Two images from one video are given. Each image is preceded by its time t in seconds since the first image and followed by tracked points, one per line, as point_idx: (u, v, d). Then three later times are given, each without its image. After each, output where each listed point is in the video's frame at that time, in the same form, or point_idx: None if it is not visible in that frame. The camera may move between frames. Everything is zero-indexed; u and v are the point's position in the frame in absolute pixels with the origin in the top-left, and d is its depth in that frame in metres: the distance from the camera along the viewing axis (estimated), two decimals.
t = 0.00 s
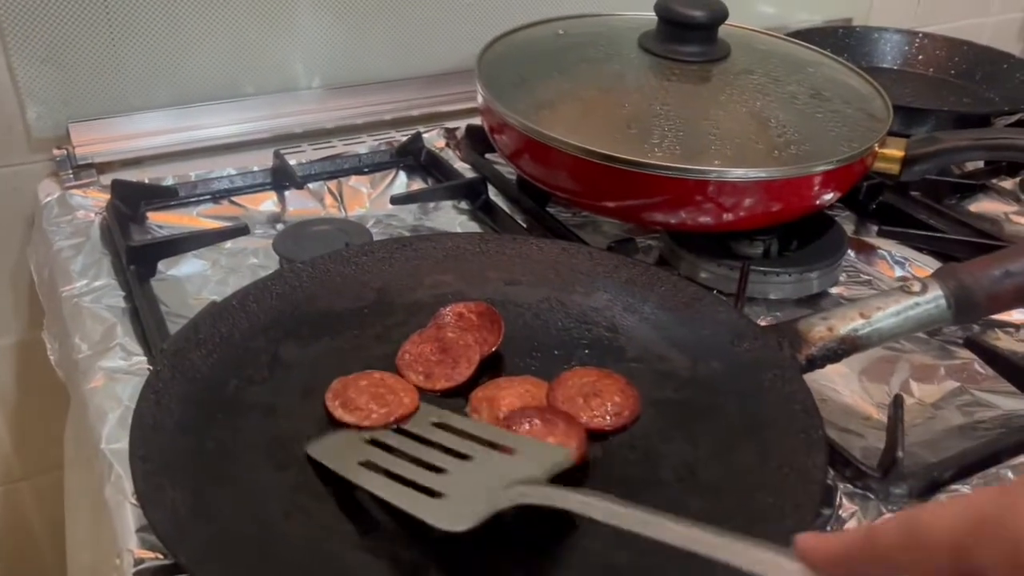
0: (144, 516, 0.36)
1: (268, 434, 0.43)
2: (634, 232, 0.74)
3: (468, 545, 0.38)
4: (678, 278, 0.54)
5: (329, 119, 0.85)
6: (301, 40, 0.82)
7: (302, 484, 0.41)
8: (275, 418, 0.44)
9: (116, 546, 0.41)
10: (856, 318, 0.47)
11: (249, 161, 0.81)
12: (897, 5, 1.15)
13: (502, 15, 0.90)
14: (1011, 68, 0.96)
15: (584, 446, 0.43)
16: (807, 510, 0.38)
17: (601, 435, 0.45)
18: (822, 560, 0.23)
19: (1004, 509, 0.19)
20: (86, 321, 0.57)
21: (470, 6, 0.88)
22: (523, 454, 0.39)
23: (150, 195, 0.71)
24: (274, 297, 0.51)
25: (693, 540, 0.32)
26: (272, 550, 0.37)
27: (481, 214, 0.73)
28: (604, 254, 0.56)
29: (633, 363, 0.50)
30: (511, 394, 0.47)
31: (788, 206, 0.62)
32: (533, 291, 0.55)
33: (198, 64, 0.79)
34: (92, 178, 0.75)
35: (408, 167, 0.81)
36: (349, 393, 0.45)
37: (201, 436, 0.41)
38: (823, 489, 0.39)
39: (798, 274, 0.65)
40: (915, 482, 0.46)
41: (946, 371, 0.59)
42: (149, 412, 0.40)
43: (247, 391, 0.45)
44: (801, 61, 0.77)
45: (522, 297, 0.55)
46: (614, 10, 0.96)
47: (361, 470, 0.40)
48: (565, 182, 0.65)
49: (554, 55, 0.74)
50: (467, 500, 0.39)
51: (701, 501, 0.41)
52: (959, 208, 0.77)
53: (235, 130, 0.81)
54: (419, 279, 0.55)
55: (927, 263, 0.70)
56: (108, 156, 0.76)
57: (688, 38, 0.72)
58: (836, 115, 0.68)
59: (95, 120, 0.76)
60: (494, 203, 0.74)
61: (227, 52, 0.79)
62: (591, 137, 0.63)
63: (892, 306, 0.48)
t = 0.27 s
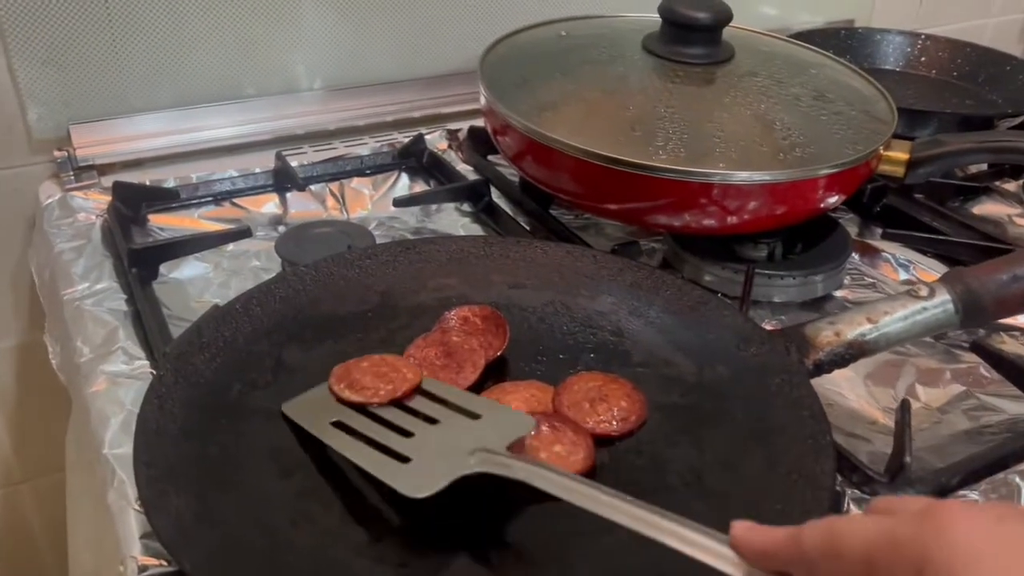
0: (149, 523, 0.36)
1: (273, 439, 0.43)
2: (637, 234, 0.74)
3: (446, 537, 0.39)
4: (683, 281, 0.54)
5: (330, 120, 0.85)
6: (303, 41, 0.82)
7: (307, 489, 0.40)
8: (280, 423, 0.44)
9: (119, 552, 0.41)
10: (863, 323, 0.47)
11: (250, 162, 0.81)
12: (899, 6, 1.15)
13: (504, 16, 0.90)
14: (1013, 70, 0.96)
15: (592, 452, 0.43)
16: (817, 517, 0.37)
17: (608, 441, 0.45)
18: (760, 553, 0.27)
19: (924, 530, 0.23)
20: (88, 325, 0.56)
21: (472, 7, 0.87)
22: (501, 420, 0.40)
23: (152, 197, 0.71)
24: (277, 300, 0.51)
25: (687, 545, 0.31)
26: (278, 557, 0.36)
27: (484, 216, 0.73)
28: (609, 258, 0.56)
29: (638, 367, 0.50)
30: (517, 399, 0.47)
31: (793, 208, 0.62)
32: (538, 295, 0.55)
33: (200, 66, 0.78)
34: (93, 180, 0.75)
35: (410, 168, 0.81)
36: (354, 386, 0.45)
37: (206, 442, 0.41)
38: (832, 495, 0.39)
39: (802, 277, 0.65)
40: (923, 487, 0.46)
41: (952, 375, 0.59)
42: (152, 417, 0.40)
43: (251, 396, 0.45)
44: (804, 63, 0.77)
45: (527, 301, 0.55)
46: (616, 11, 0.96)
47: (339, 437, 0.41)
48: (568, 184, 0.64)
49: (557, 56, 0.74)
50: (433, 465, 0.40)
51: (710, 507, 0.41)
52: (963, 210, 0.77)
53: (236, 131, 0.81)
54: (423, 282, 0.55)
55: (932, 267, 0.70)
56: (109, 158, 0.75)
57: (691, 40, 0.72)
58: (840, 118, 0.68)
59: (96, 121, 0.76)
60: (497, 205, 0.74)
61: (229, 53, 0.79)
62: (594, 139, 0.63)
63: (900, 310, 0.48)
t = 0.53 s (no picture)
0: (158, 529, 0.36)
1: (279, 444, 0.42)
2: (641, 236, 0.74)
3: (455, 542, 0.39)
4: (690, 284, 0.53)
5: (332, 121, 0.84)
6: (304, 41, 0.82)
7: (315, 495, 0.40)
8: (286, 428, 0.43)
9: (125, 559, 0.41)
10: (872, 326, 0.47)
11: (252, 163, 0.81)
12: (901, 6, 1.15)
13: (506, 17, 0.90)
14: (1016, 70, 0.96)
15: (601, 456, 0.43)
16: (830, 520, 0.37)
17: (617, 445, 0.44)
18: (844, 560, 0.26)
19: None
20: (91, 328, 0.56)
21: (474, 8, 0.87)
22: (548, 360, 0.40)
23: (153, 199, 0.70)
24: (283, 303, 0.50)
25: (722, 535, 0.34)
26: (287, 564, 0.36)
27: (488, 218, 0.73)
28: (615, 260, 0.55)
29: (646, 371, 0.50)
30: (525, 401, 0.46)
31: (798, 210, 0.62)
32: (544, 298, 0.55)
33: (201, 66, 0.78)
34: (94, 182, 0.74)
35: (413, 170, 0.80)
36: (379, 355, 0.47)
37: (213, 447, 0.41)
38: (843, 500, 0.39)
39: (808, 279, 0.64)
40: (932, 491, 0.46)
41: (959, 377, 0.58)
42: (159, 422, 0.40)
43: (257, 400, 0.45)
44: (808, 63, 0.77)
45: (533, 304, 0.54)
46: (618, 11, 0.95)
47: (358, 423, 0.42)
48: (572, 186, 0.64)
49: (561, 57, 0.74)
50: (478, 452, 0.42)
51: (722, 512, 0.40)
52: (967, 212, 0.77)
53: (238, 132, 0.80)
54: (429, 285, 0.55)
55: (938, 269, 0.70)
56: (110, 159, 0.75)
57: (695, 41, 0.72)
58: (845, 119, 0.68)
59: (97, 122, 0.75)
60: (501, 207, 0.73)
61: (231, 54, 0.79)
62: (599, 140, 0.63)
63: (909, 313, 0.47)
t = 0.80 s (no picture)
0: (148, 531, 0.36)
1: (271, 445, 0.42)
2: (635, 236, 0.74)
3: (448, 543, 0.39)
4: (684, 284, 0.53)
5: (325, 121, 0.84)
6: (297, 41, 0.81)
7: (307, 497, 0.40)
8: (278, 429, 0.43)
9: (116, 561, 0.41)
10: (865, 325, 0.47)
11: (244, 163, 0.80)
12: (894, 6, 1.15)
13: (500, 16, 0.89)
14: (1008, 70, 0.96)
15: (593, 456, 0.43)
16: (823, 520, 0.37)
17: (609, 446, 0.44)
18: (958, 498, 0.29)
19: None
20: (82, 329, 0.56)
21: (469, 7, 0.87)
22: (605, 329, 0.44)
23: (146, 199, 0.70)
24: (275, 304, 0.50)
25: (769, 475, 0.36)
26: (279, 565, 0.36)
27: (482, 218, 0.73)
28: (609, 260, 0.55)
29: (639, 370, 0.50)
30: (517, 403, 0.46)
31: (791, 210, 0.62)
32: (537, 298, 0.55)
33: (194, 66, 0.78)
34: (86, 182, 0.74)
35: (407, 169, 0.80)
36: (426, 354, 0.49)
37: (205, 449, 0.40)
38: (836, 499, 0.39)
39: (801, 278, 0.64)
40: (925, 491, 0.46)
41: (952, 376, 0.58)
42: (149, 424, 0.40)
43: (249, 401, 0.44)
44: (801, 63, 0.77)
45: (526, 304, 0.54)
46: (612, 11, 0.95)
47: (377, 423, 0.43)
48: (566, 185, 0.64)
49: (554, 57, 0.74)
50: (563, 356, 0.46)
51: (715, 512, 0.40)
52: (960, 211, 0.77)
53: (231, 132, 0.80)
54: (422, 285, 0.55)
55: (931, 268, 0.70)
56: (103, 159, 0.75)
57: (688, 40, 0.72)
58: (838, 118, 0.68)
59: (89, 122, 0.75)
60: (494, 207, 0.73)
61: (223, 53, 0.78)
62: (592, 140, 0.63)
63: (902, 312, 0.47)
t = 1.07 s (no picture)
0: (148, 530, 0.36)
1: (270, 444, 0.42)
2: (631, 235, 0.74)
3: (445, 541, 0.39)
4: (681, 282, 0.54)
5: (323, 120, 0.84)
6: (294, 40, 0.81)
7: (306, 495, 0.40)
8: (277, 428, 0.43)
9: (116, 560, 0.41)
10: (862, 323, 0.46)
11: (242, 163, 0.80)
12: (890, 5, 1.15)
13: (498, 16, 0.90)
14: (1004, 68, 0.96)
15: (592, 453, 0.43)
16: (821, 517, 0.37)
17: (607, 442, 0.44)
18: None
19: None
20: (81, 328, 0.56)
21: (466, 7, 0.87)
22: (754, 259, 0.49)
23: (143, 199, 0.70)
24: (274, 303, 0.50)
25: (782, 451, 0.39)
26: (278, 564, 0.36)
27: (479, 217, 0.73)
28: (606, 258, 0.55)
29: (637, 369, 0.50)
30: (515, 402, 0.46)
31: (788, 208, 0.62)
32: (535, 297, 0.55)
33: (191, 66, 0.78)
34: (83, 181, 0.74)
35: (404, 169, 0.80)
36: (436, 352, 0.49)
37: (203, 448, 0.41)
38: (834, 496, 0.39)
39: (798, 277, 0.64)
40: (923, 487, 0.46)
41: (949, 374, 0.59)
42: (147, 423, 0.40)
43: (248, 400, 0.44)
44: (798, 62, 0.77)
45: (524, 303, 0.54)
46: (609, 11, 0.95)
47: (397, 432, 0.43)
48: (563, 184, 0.64)
49: (552, 56, 0.74)
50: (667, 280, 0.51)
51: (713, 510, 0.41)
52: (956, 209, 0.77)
53: (228, 131, 0.80)
54: (420, 284, 0.55)
55: (927, 266, 0.70)
56: (100, 159, 0.74)
57: (685, 40, 0.72)
58: (834, 117, 0.68)
59: (86, 122, 0.75)
60: (492, 206, 0.73)
61: (221, 53, 0.78)
62: (589, 139, 0.63)
63: (900, 309, 0.47)
